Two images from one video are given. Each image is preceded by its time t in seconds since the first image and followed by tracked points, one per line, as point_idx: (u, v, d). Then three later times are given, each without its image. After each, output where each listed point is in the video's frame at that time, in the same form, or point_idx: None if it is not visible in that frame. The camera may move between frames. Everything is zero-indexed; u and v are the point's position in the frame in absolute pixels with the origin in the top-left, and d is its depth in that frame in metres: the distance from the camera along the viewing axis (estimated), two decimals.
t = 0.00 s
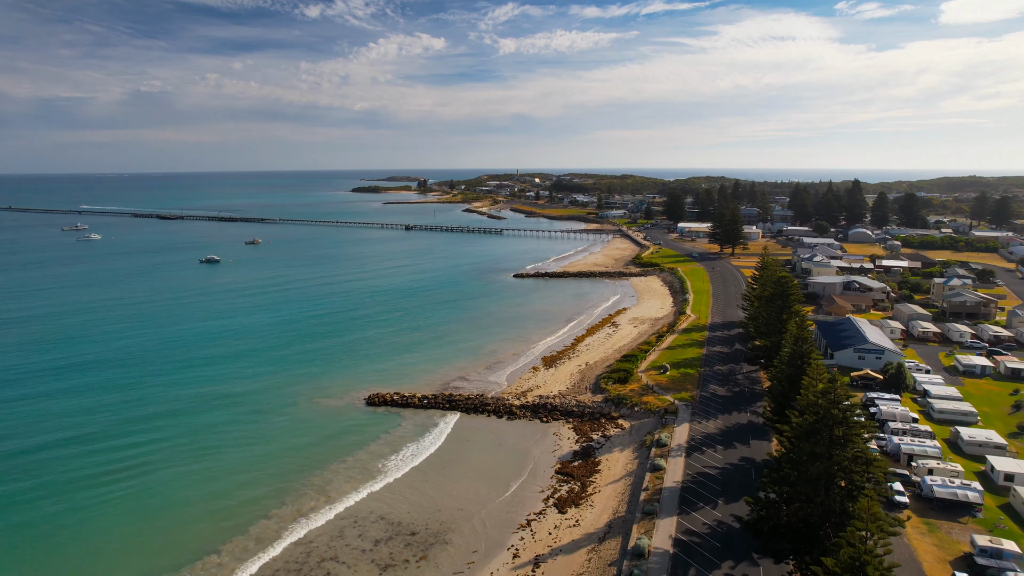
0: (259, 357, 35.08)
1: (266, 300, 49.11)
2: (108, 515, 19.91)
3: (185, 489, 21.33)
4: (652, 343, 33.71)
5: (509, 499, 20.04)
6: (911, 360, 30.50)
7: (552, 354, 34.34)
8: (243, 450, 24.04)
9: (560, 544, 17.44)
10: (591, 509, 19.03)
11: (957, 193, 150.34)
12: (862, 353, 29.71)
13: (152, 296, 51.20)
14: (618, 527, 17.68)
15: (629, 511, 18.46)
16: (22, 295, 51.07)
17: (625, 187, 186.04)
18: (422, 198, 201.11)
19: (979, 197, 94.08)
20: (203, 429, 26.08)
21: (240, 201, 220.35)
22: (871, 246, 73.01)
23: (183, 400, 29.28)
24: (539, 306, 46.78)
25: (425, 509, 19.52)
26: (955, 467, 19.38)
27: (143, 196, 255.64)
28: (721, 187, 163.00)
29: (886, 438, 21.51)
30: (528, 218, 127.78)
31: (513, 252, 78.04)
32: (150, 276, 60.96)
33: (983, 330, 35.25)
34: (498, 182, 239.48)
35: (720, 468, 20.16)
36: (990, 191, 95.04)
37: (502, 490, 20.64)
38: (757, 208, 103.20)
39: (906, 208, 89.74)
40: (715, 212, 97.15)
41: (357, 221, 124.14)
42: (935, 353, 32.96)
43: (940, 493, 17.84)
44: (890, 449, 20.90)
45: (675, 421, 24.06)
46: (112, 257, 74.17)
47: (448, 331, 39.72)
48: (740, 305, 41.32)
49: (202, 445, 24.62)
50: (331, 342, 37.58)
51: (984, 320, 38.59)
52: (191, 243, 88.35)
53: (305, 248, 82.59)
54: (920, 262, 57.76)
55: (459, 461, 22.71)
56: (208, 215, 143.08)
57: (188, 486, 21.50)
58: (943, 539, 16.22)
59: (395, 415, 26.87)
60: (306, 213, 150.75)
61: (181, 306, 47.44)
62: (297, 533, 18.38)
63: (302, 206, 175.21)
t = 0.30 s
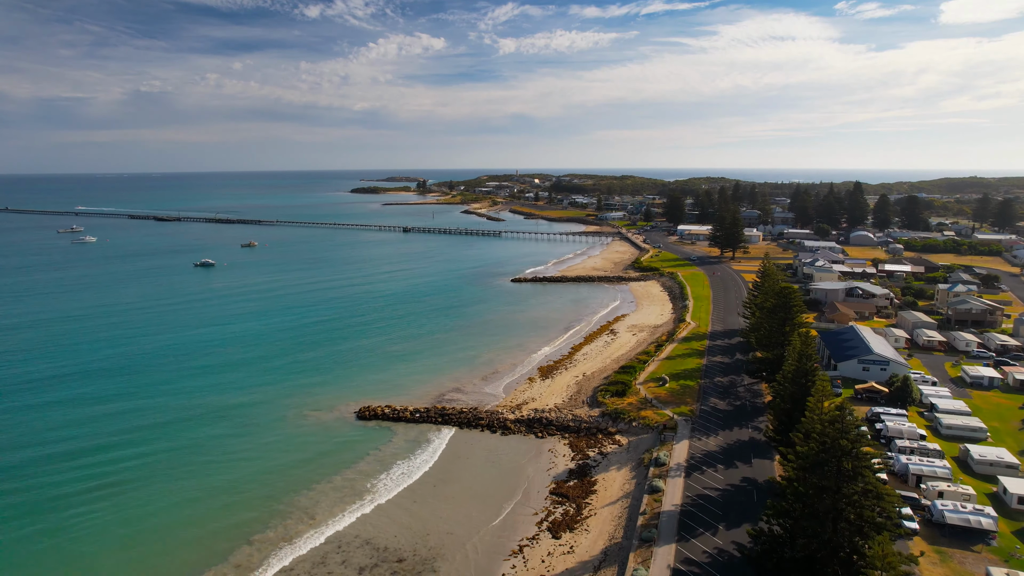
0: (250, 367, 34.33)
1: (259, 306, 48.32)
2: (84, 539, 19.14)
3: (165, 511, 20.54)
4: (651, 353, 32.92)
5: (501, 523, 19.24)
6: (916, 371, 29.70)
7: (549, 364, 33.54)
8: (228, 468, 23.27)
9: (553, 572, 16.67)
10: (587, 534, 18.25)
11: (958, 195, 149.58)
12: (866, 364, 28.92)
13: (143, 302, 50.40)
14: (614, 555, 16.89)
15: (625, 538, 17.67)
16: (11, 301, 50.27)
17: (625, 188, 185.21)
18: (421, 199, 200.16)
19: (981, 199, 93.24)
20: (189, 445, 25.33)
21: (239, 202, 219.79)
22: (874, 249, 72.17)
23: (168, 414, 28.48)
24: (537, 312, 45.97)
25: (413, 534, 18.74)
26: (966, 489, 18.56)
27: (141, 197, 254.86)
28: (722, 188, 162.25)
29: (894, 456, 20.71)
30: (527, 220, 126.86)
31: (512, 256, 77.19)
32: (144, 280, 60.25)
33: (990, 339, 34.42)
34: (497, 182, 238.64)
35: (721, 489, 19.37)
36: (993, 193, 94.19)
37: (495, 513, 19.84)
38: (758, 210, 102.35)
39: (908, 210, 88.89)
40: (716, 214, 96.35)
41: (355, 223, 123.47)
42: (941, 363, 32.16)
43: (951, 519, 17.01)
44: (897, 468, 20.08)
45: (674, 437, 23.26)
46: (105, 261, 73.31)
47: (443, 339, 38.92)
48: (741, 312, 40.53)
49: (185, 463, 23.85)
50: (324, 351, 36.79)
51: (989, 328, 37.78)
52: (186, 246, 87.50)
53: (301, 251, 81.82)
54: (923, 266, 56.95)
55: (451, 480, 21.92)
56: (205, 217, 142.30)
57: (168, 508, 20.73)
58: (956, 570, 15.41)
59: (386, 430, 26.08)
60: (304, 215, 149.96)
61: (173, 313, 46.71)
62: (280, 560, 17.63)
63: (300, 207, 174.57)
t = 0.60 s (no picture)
0: (240, 378, 33.56)
1: (252, 312, 47.53)
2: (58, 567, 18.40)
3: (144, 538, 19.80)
4: (650, 363, 32.13)
5: (493, 549, 18.46)
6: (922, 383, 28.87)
7: (546, 374, 32.73)
8: (211, 489, 22.50)
9: None
10: (582, 561, 17.48)
11: (959, 197, 148.94)
12: (870, 376, 28.08)
13: (135, 307, 49.59)
14: None
15: (622, 566, 16.90)
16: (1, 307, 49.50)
17: (625, 189, 184.44)
18: (420, 200, 199.18)
19: (984, 201, 92.44)
20: (173, 462, 24.58)
21: (238, 203, 219.02)
22: (876, 253, 71.41)
23: (154, 428, 27.72)
24: (534, 319, 45.16)
25: (400, 560, 17.97)
26: (980, 513, 17.72)
27: (140, 198, 253.98)
28: (722, 190, 161.34)
29: (902, 477, 19.90)
30: (526, 221, 126.11)
31: (510, 259, 76.41)
32: (137, 285, 59.50)
33: (997, 348, 33.64)
34: (497, 183, 237.96)
35: (721, 513, 18.60)
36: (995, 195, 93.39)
37: (486, 538, 19.04)
38: (759, 212, 101.55)
39: (910, 213, 88.07)
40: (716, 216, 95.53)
41: (354, 225, 122.68)
42: (948, 374, 31.38)
43: (965, 548, 16.18)
44: (906, 490, 19.26)
45: (673, 455, 22.48)
46: (99, 265, 72.48)
47: (438, 347, 38.12)
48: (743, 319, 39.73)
49: (167, 483, 23.05)
50: (316, 360, 36.00)
51: (996, 336, 36.94)
52: (182, 249, 86.59)
53: (298, 254, 81.03)
54: (926, 271, 56.15)
55: (442, 500, 21.14)
56: (203, 218, 141.47)
57: (148, 533, 20.00)
58: None
59: (376, 445, 25.30)
60: (302, 216, 149.10)
61: (164, 319, 45.95)
62: None
63: (298, 208, 173.79)
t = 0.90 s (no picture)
0: (230, 389, 32.77)
1: (245, 318, 46.72)
2: None
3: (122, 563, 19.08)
4: (650, 374, 31.33)
5: None
6: (929, 396, 28.05)
7: (542, 385, 31.92)
8: (194, 510, 21.77)
9: None
10: None
11: (960, 198, 148.16)
12: (876, 389, 27.32)
13: (126, 313, 48.80)
14: None
15: None
16: None
17: (625, 190, 183.65)
18: (420, 201, 198.33)
19: (987, 203, 91.62)
20: (157, 480, 23.82)
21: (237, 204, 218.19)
22: (878, 256, 70.62)
23: (139, 443, 26.94)
24: (531, 326, 44.38)
25: None
26: (994, 540, 16.93)
27: (138, 198, 252.92)
28: (722, 191, 160.63)
29: (911, 499, 19.10)
30: (525, 223, 125.29)
31: (509, 262, 75.60)
32: (130, 290, 58.75)
33: (1005, 358, 32.83)
34: (496, 184, 237.27)
35: (723, 538, 17.82)
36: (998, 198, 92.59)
37: (478, 564, 18.29)
38: (760, 215, 100.72)
39: (912, 215, 87.28)
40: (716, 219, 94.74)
41: (352, 227, 121.94)
42: (955, 385, 30.58)
43: None
44: (915, 513, 18.48)
45: (673, 474, 21.67)
46: (93, 268, 71.65)
47: (433, 357, 37.34)
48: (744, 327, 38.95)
49: (149, 503, 22.32)
50: (308, 370, 35.23)
51: (1003, 345, 36.06)
52: (177, 252, 85.76)
53: (294, 257, 80.24)
54: (930, 276, 55.34)
55: (434, 522, 20.39)
56: (200, 220, 140.59)
57: (127, 559, 19.26)
58: None
59: (367, 462, 24.53)
60: (300, 218, 148.29)
61: (156, 325, 45.17)
62: None
63: (297, 209, 172.97)
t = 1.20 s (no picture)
0: (220, 400, 31.99)
1: (238, 325, 45.97)
2: None
3: None
4: (649, 386, 30.52)
5: None
6: (936, 409, 27.26)
7: (539, 397, 31.11)
8: (178, 532, 21.07)
9: None
10: None
11: (960, 200, 147.43)
12: (881, 403, 26.51)
13: (118, 318, 48.03)
14: None
15: None
16: None
17: (625, 191, 183.06)
18: (419, 203, 197.68)
19: (989, 205, 90.92)
20: (140, 499, 23.08)
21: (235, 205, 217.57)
22: (880, 260, 69.86)
23: (124, 458, 26.21)
24: (529, 333, 43.59)
25: None
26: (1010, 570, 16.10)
27: (136, 199, 251.85)
28: (722, 193, 160.03)
29: (923, 525, 18.25)
30: (525, 225, 124.63)
31: (507, 266, 74.84)
32: (123, 294, 57.97)
33: (1013, 368, 32.02)
34: (495, 185, 236.80)
35: (725, 566, 17.04)
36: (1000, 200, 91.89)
37: None
38: (760, 217, 99.96)
39: (914, 218, 86.52)
40: (716, 222, 94.03)
41: (350, 229, 121.21)
42: (962, 397, 29.76)
43: None
44: (926, 540, 17.65)
45: (672, 495, 20.85)
46: (87, 272, 70.96)
47: (429, 366, 36.55)
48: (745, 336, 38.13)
49: (131, 524, 21.59)
50: (300, 380, 34.43)
51: (1010, 354, 35.25)
52: (173, 255, 84.99)
53: (290, 261, 79.49)
54: (934, 281, 54.56)
55: (425, 547, 19.61)
56: (198, 222, 139.73)
57: None
58: None
59: (356, 481, 23.76)
60: (299, 219, 147.55)
61: (147, 332, 44.34)
62: None
63: (295, 211, 172.02)
